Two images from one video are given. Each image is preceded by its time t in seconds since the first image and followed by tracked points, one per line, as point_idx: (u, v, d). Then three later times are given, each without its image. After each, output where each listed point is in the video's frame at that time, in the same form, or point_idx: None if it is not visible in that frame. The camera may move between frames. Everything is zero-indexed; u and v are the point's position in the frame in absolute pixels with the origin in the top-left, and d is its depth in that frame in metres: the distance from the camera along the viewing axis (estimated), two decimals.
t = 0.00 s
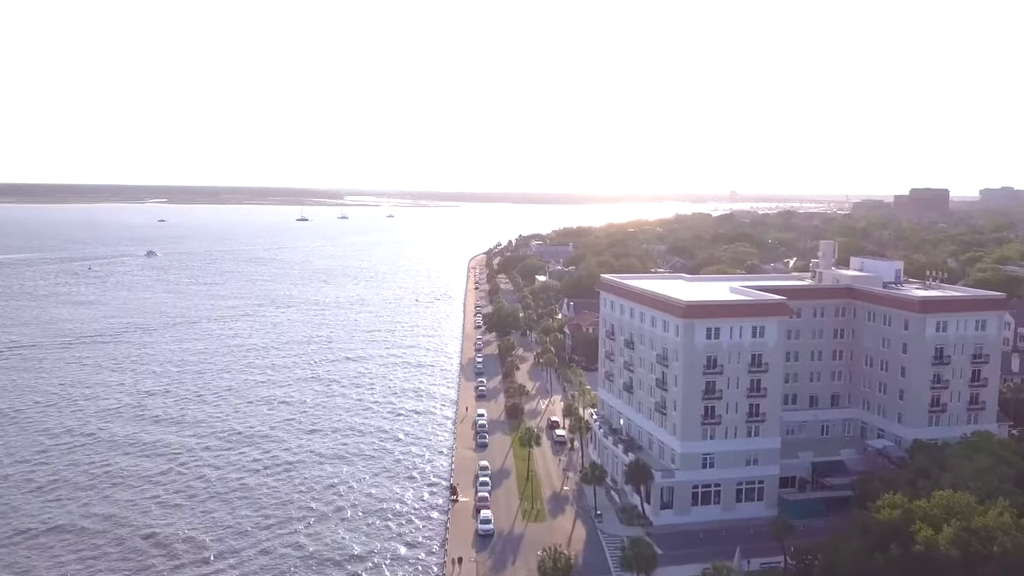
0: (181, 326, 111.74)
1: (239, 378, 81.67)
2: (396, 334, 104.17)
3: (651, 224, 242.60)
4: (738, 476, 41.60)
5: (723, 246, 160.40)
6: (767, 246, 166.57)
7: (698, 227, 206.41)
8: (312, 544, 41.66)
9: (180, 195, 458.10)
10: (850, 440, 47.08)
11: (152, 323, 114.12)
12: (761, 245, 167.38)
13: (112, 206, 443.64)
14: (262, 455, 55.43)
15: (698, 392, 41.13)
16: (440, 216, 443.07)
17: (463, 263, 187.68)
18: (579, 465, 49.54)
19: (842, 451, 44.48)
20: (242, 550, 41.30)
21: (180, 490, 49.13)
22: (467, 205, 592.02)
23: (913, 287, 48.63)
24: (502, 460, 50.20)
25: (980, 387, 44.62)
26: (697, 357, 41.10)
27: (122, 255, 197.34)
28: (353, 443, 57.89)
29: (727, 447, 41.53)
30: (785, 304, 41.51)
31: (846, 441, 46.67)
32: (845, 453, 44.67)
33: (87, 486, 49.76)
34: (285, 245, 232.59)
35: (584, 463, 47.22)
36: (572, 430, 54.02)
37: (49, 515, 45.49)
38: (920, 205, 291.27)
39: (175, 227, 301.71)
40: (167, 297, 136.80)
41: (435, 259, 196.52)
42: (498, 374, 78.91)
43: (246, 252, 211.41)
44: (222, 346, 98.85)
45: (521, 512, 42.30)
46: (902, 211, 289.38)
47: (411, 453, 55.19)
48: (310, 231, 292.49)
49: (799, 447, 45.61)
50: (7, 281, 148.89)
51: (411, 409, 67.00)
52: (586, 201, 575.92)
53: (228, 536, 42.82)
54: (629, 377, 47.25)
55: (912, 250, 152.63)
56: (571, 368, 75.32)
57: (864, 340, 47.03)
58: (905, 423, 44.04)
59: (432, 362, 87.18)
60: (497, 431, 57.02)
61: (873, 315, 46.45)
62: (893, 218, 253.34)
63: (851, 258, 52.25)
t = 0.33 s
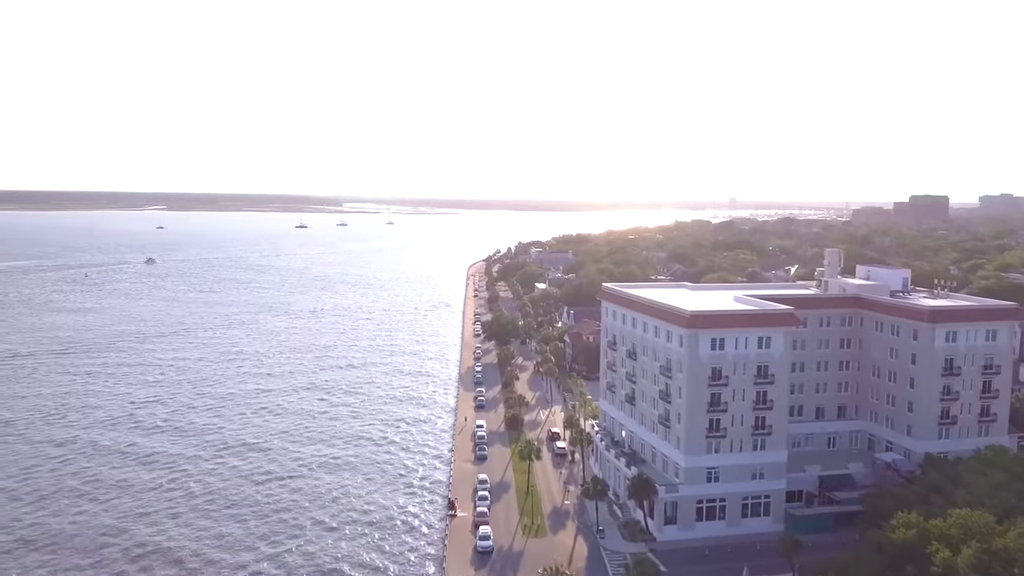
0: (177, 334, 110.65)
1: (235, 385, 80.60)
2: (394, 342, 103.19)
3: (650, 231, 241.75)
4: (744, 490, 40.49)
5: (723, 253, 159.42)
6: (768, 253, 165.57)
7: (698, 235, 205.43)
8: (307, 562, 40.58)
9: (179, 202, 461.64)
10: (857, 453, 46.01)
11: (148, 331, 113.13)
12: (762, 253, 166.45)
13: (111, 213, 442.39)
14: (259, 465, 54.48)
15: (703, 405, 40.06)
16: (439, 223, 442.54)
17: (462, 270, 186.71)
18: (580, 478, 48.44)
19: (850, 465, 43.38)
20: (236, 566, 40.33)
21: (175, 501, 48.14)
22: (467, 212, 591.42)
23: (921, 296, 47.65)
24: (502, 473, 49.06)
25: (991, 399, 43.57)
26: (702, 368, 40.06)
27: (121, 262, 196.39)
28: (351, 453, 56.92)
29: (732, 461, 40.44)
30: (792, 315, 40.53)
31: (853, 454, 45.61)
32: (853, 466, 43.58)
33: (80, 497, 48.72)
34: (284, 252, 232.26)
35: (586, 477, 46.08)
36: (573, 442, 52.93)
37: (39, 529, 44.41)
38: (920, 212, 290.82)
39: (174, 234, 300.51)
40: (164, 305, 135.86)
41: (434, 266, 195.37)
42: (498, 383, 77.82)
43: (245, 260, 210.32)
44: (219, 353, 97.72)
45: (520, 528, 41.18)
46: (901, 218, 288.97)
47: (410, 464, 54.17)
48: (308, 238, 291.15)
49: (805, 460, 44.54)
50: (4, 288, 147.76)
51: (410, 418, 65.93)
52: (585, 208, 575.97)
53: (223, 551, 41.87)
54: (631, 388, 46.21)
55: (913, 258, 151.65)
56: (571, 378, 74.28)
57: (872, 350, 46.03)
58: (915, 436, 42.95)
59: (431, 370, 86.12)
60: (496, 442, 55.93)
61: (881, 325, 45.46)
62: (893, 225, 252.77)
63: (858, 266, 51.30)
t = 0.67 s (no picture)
0: (174, 341, 109.45)
1: (230, 392, 79.46)
2: (393, 349, 102.04)
3: (650, 237, 240.77)
4: (749, 504, 39.45)
5: (723, 259, 158.47)
6: (768, 259, 164.69)
7: (698, 240, 204.53)
8: None
9: (177, 207, 462.89)
10: (865, 464, 44.96)
11: (144, 338, 111.98)
12: (762, 258, 165.65)
13: (110, 218, 441.46)
14: (255, 474, 53.40)
15: (708, 416, 39.03)
16: (439, 228, 442.37)
17: (462, 277, 185.65)
18: (582, 491, 47.31)
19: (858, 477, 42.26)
20: None
21: (168, 513, 47.05)
22: (466, 217, 590.29)
23: (929, 304, 46.68)
24: (501, 485, 47.95)
25: (1003, 409, 42.53)
26: (707, 378, 39.02)
27: (119, 269, 195.22)
28: (348, 462, 55.82)
29: (737, 474, 39.38)
30: (799, 323, 39.55)
31: (861, 466, 44.54)
32: (861, 479, 42.53)
33: (70, 509, 47.58)
34: (282, 258, 231.39)
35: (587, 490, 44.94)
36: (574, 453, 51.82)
37: (28, 542, 43.33)
38: (920, 217, 290.43)
39: (172, 240, 299.30)
40: (160, 311, 134.75)
41: (433, 272, 194.21)
42: (497, 391, 76.75)
43: (244, 266, 209.24)
44: (216, 361, 96.56)
45: (520, 543, 40.07)
46: (901, 223, 288.48)
47: (408, 474, 53.01)
48: (307, 244, 290.15)
49: (812, 472, 43.47)
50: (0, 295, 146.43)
51: (408, 426, 64.75)
52: (584, 213, 577.13)
53: (215, 565, 40.75)
54: (634, 398, 45.14)
55: (914, 264, 150.62)
56: (572, 386, 73.26)
57: (880, 359, 45.01)
58: (924, 447, 41.88)
59: (429, 377, 84.96)
60: (496, 452, 54.86)
61: (889, 334, 44.44)
62: (893, 230, 252.32)
63: (863, 273, 50.36)
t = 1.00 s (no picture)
0: (170, 347, 108.29)
1: (227, 399, 78.33)
2: (391, 356, 100.94)
3: (650, 242, 239.83)
4: (756, 517, 38.41)
5: (724, 264, 157.54)
6: (768, 264, 163.76)
7: (699, 246, 203.72)
8: None
9: (176, 213, 462.01)
10: (873, 476, 43.95)
11: (140, 343, 110.87)
12: (763, 263, 164.75)
13: (109, 223, 440.67)
14: (250, 483, 52.28)
15: (713, 427, 37.99)
16: (438, 234, 441.61)
17: (461, 282, 184.57)
18: (583, 503, 46.28)
19: (866, 489, 41.22)
20: None
21: (162, 523, 45.97)
22: (466, 222, 589.83)
23: (937, 312, 45.70)
24: (501, 497, 46.88)
25: (1015, 419, 41.53)
26: (712, 388, 37.95)
27: (118, 274, 194.14)
28: (346, 470, 54.74)
29: (743, 487, 38.34)
30: (806, 332, 38.56)
31: (869, 478, 43.54)
32: (869, 491, 41.49)
33: (58, 521, 46.27)
34: (280, 263, 230.47)
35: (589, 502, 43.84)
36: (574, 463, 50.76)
37: (17, 554, 42.24)
38: (920, 222, 289.53)
39: (171, 245, 298.18)
40: (158, 317, 133.60)
41: (432, 278, 193.22)
42: (497, 399, 75.73)
43: (243, 271, 208.09)
44: (212, 367, 95.45)
45: (520, 557, 39.00)
46: (901, 228, 287.96)
47: (405, 483, 51.86)
48: (307, 249, 289.63)
49: (819, 484, 42.44)
50: None
51: (407, 434, 63.61)
52: (583, 218, 576.73)
53: None
54: (637, 408, 44.12)
55: (915, 269, 149.68)
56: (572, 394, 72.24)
57: (888, 368, 44.01)
58: (934, 459, 40.85)
59: (429, 384, 83.88)
60: (495, 462, 53.78)
61: (897, 342, 43.44)
62: (894, 235, 251.48)
63: (870, 280, 49.34)
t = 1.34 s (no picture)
0: (167, 353, 107.25)
1: (223, 405, 77.28)
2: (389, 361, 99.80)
3: (650, 246, 238.84)
4: (762, 530, 37.37)
5: (725, 268, 156.69)
6: (769, 268, 162.86)
7: (700, 249, 202.80)
8: None
9: (176, 217, 461.44)
10: (881, 486, 42.92)
11: (137, 349, 109.85)
12: (764, 267, 163.89)
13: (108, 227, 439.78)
14: (245, 491, 51.22)
15: (718, 437, 36.96)
16: (437, 237, 440.50)
17: (460, 286, 183.64)
18: (584, 514, 45.22)
19: (875, 500, 40.19)
20: None
21: (154, 533, 44.92)
22: (466, 225, 587.46)
23: (947, 318, 44.70)
24: (500, 508, 45.82)
25: None
26: (717, 398, 36.93)
27: (116, 278, 193.16)
28: (343, 478, 53.72)
29: (750, 498, 37.30)
30: (814, 339, 37.55)
31: (877, 489, 42.50)
32: (878, 502, 40.46)
33: (47, 533, 45.08)
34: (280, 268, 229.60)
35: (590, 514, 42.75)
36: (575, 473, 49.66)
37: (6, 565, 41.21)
38: (920, 226, 288.86)
39: (171, 249, 297.57)
40: (155, 322, 132.50)
41: (431, 282, 192.17)
42: (496, 406, 74.65)
43: (242, 276, 207.14)
44: (209, 373, 94.40)
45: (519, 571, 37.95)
46: (901, 232, 287.41)
47: (404, 492, 50.80)
48: (306, 253, 288.77)
49: (827, 495, 41.39)
50: None
51: (405, 441, 62.58)
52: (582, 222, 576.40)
53: None
54: (639, 417, 43.10)
55: (917, 273, 148.80)
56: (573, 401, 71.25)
57: (896, 376, 42.99)
58: (945, 470, 39.82)
59: (427, 390, 82.83)
60: (495, 471, 52.71)
61: (906, 349, 42.43)
62: (893, 239, 250.90)
63: (877, 285, 48.34)
